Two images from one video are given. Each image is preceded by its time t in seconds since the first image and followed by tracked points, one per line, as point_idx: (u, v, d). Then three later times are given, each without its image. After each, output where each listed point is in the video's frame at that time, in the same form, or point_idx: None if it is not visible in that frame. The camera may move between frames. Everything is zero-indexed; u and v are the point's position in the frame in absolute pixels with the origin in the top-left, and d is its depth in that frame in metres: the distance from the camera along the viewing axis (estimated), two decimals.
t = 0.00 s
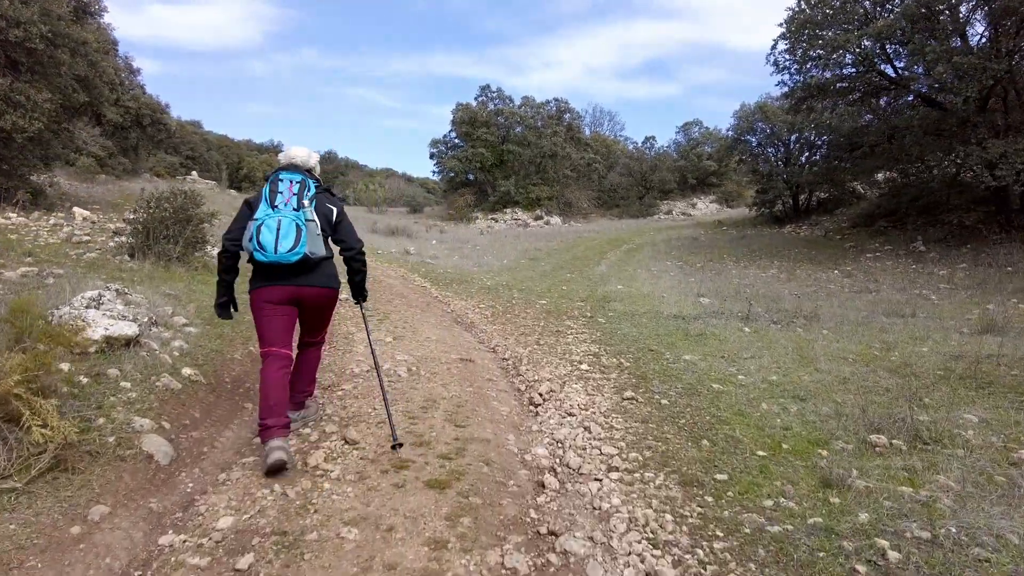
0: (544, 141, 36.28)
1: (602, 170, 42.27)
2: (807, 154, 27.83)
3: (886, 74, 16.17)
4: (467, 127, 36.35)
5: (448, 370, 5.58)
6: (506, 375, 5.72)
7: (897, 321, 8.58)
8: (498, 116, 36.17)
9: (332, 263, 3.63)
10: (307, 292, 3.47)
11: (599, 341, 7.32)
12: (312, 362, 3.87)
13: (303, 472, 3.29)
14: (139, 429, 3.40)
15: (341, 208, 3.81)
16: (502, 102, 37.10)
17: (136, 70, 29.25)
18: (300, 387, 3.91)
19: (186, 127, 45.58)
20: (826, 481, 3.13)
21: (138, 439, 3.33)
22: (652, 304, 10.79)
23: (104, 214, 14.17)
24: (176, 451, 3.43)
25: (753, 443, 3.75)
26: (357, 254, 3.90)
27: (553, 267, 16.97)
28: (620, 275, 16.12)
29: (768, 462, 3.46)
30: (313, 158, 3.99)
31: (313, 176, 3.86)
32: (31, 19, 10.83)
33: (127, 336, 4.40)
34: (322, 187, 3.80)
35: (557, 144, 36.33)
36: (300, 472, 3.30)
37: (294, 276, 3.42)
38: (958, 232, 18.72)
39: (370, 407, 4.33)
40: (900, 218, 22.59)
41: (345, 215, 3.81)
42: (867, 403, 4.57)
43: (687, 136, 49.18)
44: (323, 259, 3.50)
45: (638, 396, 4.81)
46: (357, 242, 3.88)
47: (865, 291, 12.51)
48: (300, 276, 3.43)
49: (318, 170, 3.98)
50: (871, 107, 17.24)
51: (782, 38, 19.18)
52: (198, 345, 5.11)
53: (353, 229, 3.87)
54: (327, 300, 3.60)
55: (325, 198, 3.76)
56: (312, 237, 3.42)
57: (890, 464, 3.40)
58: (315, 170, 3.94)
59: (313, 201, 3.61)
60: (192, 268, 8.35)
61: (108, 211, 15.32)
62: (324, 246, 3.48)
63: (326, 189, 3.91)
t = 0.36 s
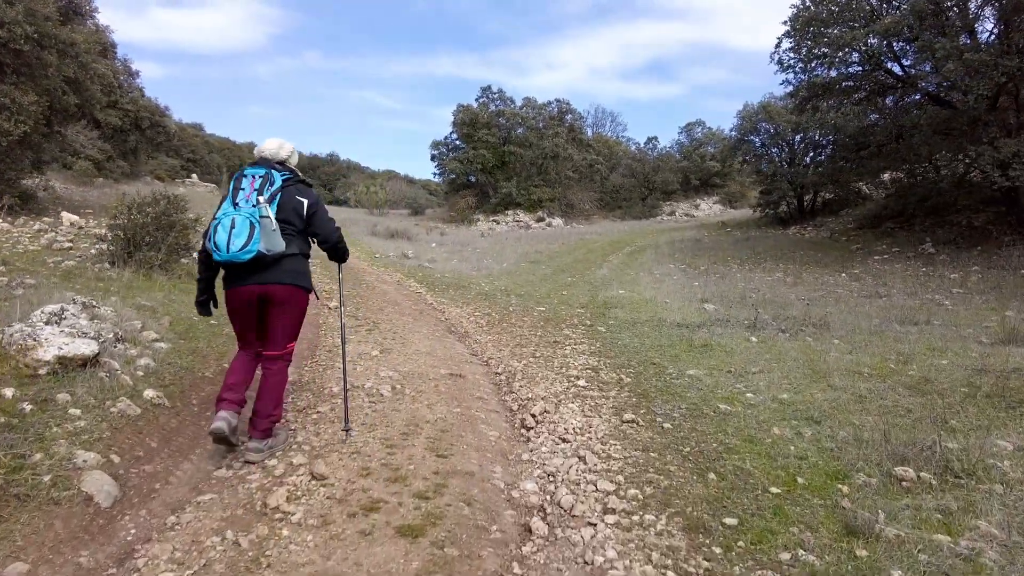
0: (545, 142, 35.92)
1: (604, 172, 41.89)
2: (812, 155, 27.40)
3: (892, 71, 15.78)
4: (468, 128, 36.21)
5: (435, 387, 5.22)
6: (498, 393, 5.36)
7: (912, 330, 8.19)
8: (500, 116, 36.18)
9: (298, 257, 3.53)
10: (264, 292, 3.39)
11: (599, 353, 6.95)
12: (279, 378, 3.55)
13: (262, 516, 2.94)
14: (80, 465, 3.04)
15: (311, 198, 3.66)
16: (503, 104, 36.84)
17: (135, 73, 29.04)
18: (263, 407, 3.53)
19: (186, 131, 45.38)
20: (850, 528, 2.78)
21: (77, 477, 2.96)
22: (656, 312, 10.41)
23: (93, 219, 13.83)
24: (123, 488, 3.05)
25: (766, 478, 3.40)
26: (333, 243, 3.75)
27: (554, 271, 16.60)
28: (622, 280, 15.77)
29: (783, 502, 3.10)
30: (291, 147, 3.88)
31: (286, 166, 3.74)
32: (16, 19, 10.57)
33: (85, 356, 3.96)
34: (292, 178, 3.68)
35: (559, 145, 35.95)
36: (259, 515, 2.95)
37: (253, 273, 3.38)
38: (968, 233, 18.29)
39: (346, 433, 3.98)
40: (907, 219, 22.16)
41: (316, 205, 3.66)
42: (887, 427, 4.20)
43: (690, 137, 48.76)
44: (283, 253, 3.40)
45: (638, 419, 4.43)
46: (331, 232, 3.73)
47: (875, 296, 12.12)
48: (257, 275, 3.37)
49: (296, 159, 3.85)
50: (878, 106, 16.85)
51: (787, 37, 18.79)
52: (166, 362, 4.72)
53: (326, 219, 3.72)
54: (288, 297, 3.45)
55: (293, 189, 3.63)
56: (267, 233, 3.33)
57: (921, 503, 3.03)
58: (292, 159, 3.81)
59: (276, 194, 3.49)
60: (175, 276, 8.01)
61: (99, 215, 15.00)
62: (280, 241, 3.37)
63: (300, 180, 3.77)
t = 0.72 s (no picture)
0: (549, 141, 35.54)
1: (608, 171, 41.51)
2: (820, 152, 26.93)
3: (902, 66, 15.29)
4: (471, 128, 35.93)
5: (426, 395, 4.88)
6: (493, 401, 5.03)
7: (931, 333, 7.80)
8: (502, 116, 35.69)
9: (249, 259, 3.32)
10: (221, 299, 3.30)
11: (601, 357, 6.59)
12: (244, 382, 3.29)
13: (221, 546, 2.62)
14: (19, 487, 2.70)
15: (263, 192, 3.37)
16: (506, 103, 36.49)
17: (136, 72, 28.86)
18: (224, 416, 3.25)
19: (189, 131, 45.24)
20: (888, 564, 2.47)
21: (14, 503, 2.63)
22: (662, 314, 10.05)
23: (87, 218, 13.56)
24: (67, 513, 2.72)
25: (786, 500, 3.06)
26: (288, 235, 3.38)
27: (557, 271, 16.23)
28: (626, 280, 15.41)
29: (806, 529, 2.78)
30: (262, 139, 3.65)
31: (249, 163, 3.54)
32: (4, 14, 10.20)
33: (41, 363, 3.63)
34: (246, 173, 3.42)
35: (563, 144, 35.55)
36: (218, 545, 2.63)
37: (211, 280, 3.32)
38: (981, 230, 17.84)
39: (324, 447, 3.65)
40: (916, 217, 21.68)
41: (267, 200, 3.35)
42: (917, 439, 3.86)
43: (695, 136, 48.28)
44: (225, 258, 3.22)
45: (644, 431, 4.17)
46: (284, 224, 3.36)
47: (887, 296, 11.72)
48: (210, 283, 3.28)
49: (266, 152, 3.62)
50: (887, 102, 16.44)
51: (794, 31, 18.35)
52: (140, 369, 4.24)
53: (280, 211, 3.37)
54: (241, 298, 3.29)
55: (246, 186, 3.39)
56: (203, 240, 3.17)
57: (964, 530, 2.70)
58: (259, 152, 3.59)
59: (221, 197, 3.29)
60: (161, 276, 7.70)
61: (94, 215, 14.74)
62: (221, 247, 3.18)
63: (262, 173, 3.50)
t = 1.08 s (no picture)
0: (555, 141, 35.13)
1: (614, 171, 41.06)
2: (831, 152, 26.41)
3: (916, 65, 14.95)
4: (477, 127, 35.57)
5: (425, 416, 4.50)
6: (496, 425, 4.67)
7: (960, 344, 7.37)
8: (508, 116, 35.31)
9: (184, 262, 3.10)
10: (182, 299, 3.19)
11: (613, 376, 6.24)
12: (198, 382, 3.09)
13: None
14: None
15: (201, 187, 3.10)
16: (512, 101, 36.11)
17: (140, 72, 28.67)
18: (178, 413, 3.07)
19: (194, 130, 45.09)
20: None
21: None
22: (674, 322, 9.66)
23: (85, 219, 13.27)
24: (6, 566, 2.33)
25: (831, 551, 2.75)
26: (198, 233, 2.95)
27: (563, 273, 15.83)
28: (634, 283, 15.01)
29: None
30: (227, 136, 3.44)
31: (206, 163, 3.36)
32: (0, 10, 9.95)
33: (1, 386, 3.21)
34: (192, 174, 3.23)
35: (569, 143, 35.12)
36: None
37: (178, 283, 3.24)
38: (998, 232, 17.32)
39: (310, 480, 3.27)
40: (929, 218, 21.04)
41: (190, 198, 3.05)
42: (967, 475, 3.53)
43: (702, 136, 47.79)
44: (163, 261, 3.07)
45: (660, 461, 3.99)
46: (193, 222, 2.96)
47: (907, 302, 11.27)
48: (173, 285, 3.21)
49: (225, 147, 3.39)
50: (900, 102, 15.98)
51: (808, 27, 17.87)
52: (115, 386, 3.84)
53: (198, 207, 3.00)
54: (189, 299, 3.10)
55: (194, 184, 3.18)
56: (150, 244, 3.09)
57: None
58: (219, 149, 3.38)
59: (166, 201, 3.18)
60: (153, 281, 7.36)
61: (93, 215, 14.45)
62: (155, 250, 3.04)
63: (212, 170, 3.23)
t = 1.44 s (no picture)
0: (567, 139, 34.75)
1: (627, 169, 40.61)
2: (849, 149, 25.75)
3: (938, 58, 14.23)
4: (489, 126, 35.29)
5: (424, 433, 4.23)
6: (498, 444, 4.41)
7: (992, 352, 6.95)
8: (521, 114, 34.98)
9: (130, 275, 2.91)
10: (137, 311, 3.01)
11: (625, 389, 5.95)
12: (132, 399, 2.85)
13: None
14: None
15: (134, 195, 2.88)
16: (524, 100, 35.79)
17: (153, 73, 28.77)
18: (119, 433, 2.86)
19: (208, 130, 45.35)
20: None
21: None
22: (689, 327, 9.32)
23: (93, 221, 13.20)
24: None
25: None
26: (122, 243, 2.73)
27: (574, 274, 15.50)
28: (648, 284, 14.66)
29: None
30: (169, 131, 3.17)
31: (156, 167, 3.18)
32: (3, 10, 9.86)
33: None
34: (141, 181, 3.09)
35: (581, 142, 34.68)
36: None
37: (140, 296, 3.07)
38: None
39: (294, 509, 3.02)
40: (951, 216, 20.31)
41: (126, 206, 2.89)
42: (1011, 505, 3.37)
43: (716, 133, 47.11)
44: (126, 274, 2.89)
45: (677, 486, 3.81)
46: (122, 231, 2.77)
47: (932, 304, 10.80)
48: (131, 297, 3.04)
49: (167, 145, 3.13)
50: (921, 97, 15.38)
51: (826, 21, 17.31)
52: (96, 402, 3.54)
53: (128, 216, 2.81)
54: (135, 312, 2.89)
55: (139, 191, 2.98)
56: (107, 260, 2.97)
57: None
58: (164, 148, 3.15)
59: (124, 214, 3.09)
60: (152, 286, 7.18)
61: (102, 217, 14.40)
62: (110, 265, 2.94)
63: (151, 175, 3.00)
